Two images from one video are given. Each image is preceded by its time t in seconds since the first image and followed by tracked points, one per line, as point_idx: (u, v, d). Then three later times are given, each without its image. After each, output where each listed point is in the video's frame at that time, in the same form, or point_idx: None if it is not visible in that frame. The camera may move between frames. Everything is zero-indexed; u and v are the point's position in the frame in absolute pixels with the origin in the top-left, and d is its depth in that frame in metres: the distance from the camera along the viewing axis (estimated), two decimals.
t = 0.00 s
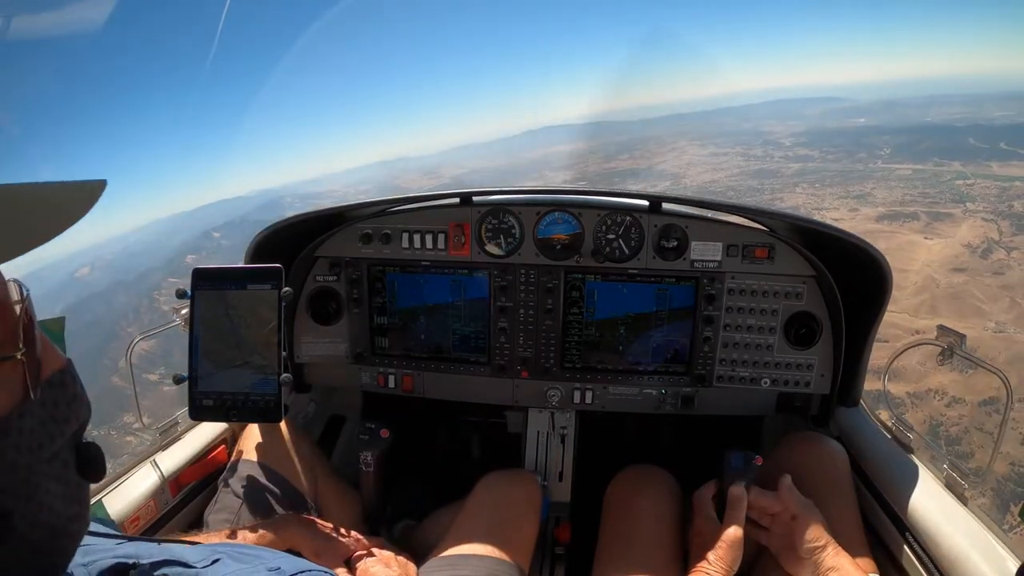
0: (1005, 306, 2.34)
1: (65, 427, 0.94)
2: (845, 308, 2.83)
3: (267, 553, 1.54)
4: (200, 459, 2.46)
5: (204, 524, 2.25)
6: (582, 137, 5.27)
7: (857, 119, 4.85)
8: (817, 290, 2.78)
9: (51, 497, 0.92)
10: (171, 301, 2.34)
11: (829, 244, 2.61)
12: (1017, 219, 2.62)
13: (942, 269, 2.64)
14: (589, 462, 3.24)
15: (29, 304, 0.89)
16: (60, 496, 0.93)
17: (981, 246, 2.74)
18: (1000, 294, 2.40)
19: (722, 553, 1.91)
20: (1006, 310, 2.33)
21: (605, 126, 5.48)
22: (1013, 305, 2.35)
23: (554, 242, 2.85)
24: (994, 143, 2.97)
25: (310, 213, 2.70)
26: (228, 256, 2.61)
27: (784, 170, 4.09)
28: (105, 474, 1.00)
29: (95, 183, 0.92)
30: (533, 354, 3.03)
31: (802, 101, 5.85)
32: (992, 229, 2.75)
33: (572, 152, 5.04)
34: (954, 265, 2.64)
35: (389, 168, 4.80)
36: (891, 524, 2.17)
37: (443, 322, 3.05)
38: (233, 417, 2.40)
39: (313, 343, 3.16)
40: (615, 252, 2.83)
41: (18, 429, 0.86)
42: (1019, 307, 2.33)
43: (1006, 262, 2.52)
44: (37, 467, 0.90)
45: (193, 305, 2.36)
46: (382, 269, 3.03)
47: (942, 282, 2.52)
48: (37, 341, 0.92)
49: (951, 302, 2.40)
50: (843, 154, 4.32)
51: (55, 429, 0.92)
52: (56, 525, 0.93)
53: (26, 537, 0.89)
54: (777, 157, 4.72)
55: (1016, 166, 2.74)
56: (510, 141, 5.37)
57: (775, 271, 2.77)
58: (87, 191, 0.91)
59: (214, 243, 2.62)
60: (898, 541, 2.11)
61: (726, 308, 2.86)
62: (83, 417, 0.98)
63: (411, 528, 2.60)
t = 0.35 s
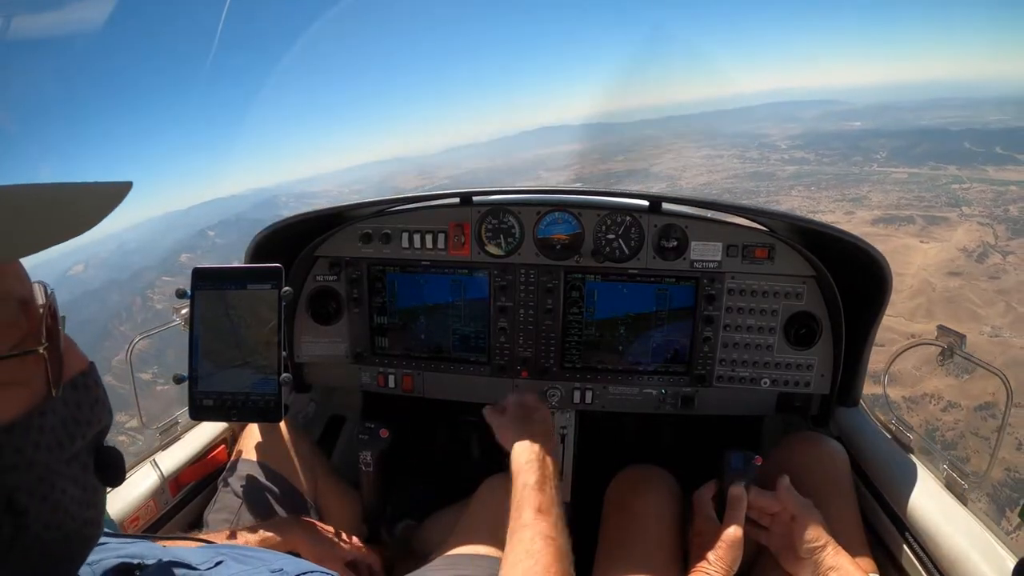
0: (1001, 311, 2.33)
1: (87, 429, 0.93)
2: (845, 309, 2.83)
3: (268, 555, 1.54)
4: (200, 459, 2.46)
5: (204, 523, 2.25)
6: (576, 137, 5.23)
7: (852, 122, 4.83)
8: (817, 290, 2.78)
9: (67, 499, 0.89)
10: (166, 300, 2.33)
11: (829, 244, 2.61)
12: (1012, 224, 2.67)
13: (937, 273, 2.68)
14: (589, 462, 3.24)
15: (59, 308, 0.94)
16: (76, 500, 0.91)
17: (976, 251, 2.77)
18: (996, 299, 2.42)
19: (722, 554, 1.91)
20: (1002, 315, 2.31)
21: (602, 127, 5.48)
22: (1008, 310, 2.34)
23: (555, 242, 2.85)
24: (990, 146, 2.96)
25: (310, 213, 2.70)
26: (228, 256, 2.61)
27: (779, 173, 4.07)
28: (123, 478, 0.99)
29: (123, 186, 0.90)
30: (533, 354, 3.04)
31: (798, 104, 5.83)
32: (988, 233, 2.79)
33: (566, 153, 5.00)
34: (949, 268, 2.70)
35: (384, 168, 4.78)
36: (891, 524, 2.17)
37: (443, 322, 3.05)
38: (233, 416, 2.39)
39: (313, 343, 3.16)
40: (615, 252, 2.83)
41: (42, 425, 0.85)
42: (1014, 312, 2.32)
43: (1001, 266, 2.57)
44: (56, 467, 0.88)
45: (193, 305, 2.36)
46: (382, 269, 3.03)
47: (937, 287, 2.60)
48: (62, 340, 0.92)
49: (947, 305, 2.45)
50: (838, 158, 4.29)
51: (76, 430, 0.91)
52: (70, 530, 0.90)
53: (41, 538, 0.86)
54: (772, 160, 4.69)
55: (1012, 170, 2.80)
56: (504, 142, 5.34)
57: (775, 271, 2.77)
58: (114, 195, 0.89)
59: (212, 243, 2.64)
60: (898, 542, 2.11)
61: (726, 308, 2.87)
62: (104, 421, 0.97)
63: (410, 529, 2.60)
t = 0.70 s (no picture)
0: (996, 315, 2.35)
1: (112, 417, 1.00)
2: (845, 308, 2.83)
3: (268, 554, 1.53)
4: (200, 459, 2.46)
5: (204, 523, 2.25)
6: (573, 139, 5.22)
7: (849, 125, 4.80)
8: (817, 290, 2.78)
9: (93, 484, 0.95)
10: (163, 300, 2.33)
11: (829, 244, 2.61)
12: (1007, 228, 2.67)
13: (933, 277, 2.62)
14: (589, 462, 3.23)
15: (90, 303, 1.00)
16: (103, 485, 0.97)
17: (971, 255, 2.74)
18: (992, 303, 2.44)
19: (722, 555, 1.91)
20: (997, 320, 2.32)
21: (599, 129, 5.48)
22: (1002, 314, 2.38)
23: (555, 242, 2.85)
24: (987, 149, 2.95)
25: (310, 214, 2.70)
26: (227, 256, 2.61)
27: (775, 175, 4.05)
28: (141, 468, 1.07)
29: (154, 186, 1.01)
30: (533, 354, 3.03)
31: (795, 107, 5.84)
32: (984, 237, 2.79)
33: (562, 153, 4.97)
34: (943, 273, 2.63)
35: (380, 169, 4.76)
36: (891, 524, 2.17)
37: (443, 322, 3.06)
38: (233, 416, 2.39)
39: (313, 343, 3.16)
40: (615, 252, 2.83)
41: (74, 410, 0.91)
42: (1008, 317, 2.35)
43: (996, 271, 2.60)
44: (86, 452, 0.94)
45: (193, 305, 2.36)
46: (382, 269, 3.03)
47: (932, 290, 2.55)
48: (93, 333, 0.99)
49: (943, 310, 2.36)
50: (834, 161, 4.26)
51: (104, 418, 0.98)
52: (95, 514, 0.95)
53: (71, 520, 0.91)
54: (768, 163, 4.67)
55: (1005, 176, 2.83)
56: (499, 143, 5.31)
57: (776, 270, 2.77)
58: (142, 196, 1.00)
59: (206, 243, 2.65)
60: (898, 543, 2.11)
61: (726, 308, 2.86)
62: (127, 412, 1.05)
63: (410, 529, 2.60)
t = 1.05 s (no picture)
0: (990, 321, 2.27)
1: (118, 417, 1.01)
2: (845, 308, 2.83)
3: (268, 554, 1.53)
4: (200, 459, 2.46)
5: (204, 523, 2.25)
6: (570, 141, 5.23)
7: (845, 129, 4.82)
8: (817, 290, 2.78)
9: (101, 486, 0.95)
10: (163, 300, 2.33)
11: (829, 244, 2.61)
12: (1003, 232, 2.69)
13: (926, 282, 2.58)
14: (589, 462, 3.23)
15: (91, 303, 1.00)
16: (111, 487, 0.97)
17: (965, 261, 2.73)
18: (985, 308, 2.36)
19: (722, 555, 1.91)
20: (991, 326, 2.24)
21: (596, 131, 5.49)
22: (997, 320, 2.29)
23: (555, 242, 2.85)
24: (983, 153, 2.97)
25: (311, 214, 2.70)
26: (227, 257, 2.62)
27: (770, 177, 4.05)
28: (148, 466, 1.08)
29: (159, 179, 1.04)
30: (533, 354, 3.04)
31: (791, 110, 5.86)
32: (977, 243, 2.76)
33: (558, 155, 4.98)
34: (938, 277, 2.62)
35: (376, 170, 4.76)
36: (891, 524, 2.17)
37: (443, 322, 3.06)
38: (233, 416, 2.39)
39: (313, 343, 3.16)
40: (615, 252, 2.83)
41: (80, 412, 0.92)
42: (1003, 323, 2.26)
43: (990, 277, 2.55)
44: (93, 453, 0.94)
45: (193, 306, 2.36)
46: (382, 269, 3.03)
47: (926, 294, 2.50)
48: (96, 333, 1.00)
49: (936, 314, 2.31)
50: (830, 164, 4.27)
51: (110, 419, 0.98)
52: (104, 515, 0.95)
53: (80, 522, 0.91)
54: (763, 165, 4.68)
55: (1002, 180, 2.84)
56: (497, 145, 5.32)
57: (776, 270, 2.77)
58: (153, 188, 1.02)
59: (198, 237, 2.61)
60: (899, 543, 2.10)
61: (726, 308, 2.87)
62: (131, 411, 1.05)
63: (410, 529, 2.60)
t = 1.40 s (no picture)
0: (983, 327, 2.22)
1: (115, 410, 1.00)
2: (845, 308, 2.83)
3: (269, 553, 1.52)
4: (200, 459, 2.46)
5: (203, 524, 2.25)
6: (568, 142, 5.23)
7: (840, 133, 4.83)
8: (817, 290, 2.78)
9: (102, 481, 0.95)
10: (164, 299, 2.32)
11: (830, 244, 2.61)
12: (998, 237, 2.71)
13: (920, 287, 2.60)
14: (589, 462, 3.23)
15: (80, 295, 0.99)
16: (110, 481, 0.97)
17: (959, 267, 2.78)
18: (978, 315, 2.33)
19: (723, 554, 1.91)
20: (984, 332, 2.18)
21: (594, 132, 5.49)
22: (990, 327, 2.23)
23: (555, 242, 2.85)
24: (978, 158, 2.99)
25: (311, 214, 2.71)
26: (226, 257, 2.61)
27: (767, 179, 4.06)
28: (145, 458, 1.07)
29: (148, 166, 1.05)
30: (533, 354, 3.04)
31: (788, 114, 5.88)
32: (971, 249, 2.79)
33: (556, 156, 4.98)
34: (933, 282, 2.64)
35: (375, 170, 4.76)
36: (891, 524, 2.17)
37: (443, 322, 3.06)
38: (233, 416, 2.39)
39: (313, 343, 3.16)
40: (615, 252, 2.83)
41: (78, 408, 0.91)
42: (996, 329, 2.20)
43: (983, 283, 2.58)
44: (92, 448, 0.94)
45: (193, 306, 2.36)
46: (382, 269, 3.03)
47: (919, 299, 2.53)
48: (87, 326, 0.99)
49: (929, 319, 2.32)
50: (826, 167, 4.28)
51: (107, 412, 0.98)
52: (105, 511, 0.95)
53: (81, 519, 0.91)
54: (760, 167, 4.70)
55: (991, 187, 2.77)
56: (494, 146, 5.33)
57: (776, 270, 2.77)
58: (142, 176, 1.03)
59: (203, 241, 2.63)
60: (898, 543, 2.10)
61: (726, 308, 2.86)
62: (128, 403, 1.05)
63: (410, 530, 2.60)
